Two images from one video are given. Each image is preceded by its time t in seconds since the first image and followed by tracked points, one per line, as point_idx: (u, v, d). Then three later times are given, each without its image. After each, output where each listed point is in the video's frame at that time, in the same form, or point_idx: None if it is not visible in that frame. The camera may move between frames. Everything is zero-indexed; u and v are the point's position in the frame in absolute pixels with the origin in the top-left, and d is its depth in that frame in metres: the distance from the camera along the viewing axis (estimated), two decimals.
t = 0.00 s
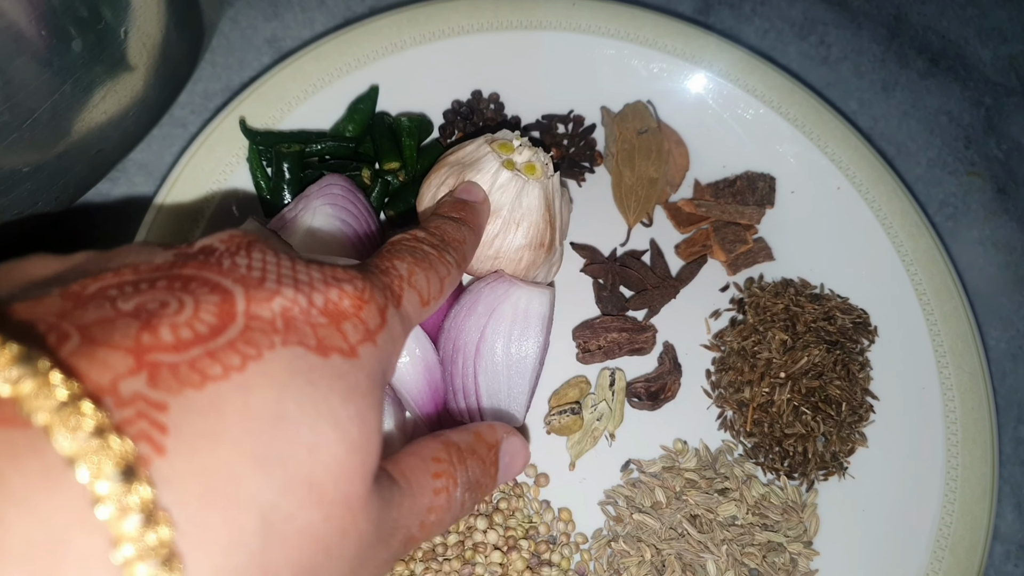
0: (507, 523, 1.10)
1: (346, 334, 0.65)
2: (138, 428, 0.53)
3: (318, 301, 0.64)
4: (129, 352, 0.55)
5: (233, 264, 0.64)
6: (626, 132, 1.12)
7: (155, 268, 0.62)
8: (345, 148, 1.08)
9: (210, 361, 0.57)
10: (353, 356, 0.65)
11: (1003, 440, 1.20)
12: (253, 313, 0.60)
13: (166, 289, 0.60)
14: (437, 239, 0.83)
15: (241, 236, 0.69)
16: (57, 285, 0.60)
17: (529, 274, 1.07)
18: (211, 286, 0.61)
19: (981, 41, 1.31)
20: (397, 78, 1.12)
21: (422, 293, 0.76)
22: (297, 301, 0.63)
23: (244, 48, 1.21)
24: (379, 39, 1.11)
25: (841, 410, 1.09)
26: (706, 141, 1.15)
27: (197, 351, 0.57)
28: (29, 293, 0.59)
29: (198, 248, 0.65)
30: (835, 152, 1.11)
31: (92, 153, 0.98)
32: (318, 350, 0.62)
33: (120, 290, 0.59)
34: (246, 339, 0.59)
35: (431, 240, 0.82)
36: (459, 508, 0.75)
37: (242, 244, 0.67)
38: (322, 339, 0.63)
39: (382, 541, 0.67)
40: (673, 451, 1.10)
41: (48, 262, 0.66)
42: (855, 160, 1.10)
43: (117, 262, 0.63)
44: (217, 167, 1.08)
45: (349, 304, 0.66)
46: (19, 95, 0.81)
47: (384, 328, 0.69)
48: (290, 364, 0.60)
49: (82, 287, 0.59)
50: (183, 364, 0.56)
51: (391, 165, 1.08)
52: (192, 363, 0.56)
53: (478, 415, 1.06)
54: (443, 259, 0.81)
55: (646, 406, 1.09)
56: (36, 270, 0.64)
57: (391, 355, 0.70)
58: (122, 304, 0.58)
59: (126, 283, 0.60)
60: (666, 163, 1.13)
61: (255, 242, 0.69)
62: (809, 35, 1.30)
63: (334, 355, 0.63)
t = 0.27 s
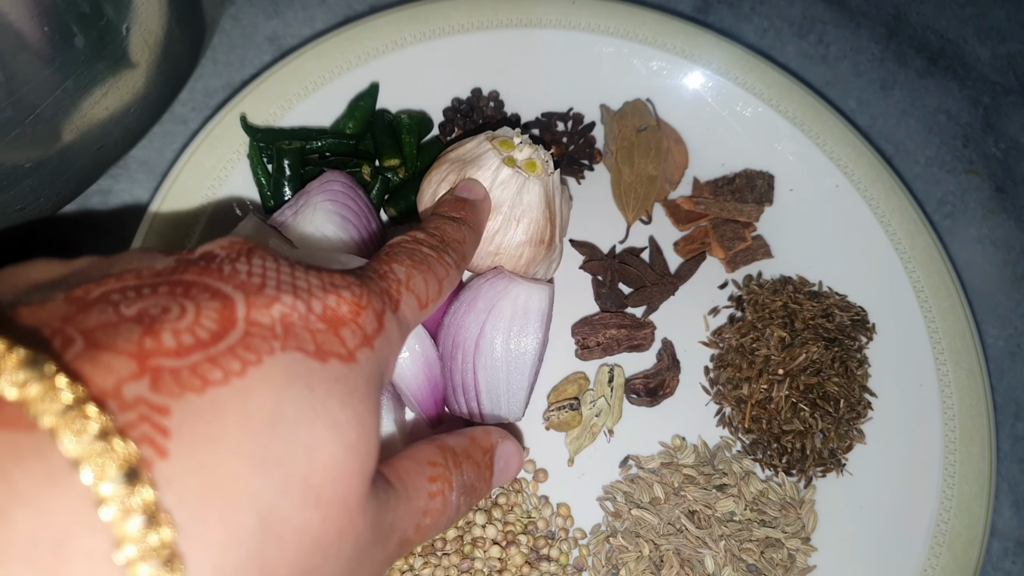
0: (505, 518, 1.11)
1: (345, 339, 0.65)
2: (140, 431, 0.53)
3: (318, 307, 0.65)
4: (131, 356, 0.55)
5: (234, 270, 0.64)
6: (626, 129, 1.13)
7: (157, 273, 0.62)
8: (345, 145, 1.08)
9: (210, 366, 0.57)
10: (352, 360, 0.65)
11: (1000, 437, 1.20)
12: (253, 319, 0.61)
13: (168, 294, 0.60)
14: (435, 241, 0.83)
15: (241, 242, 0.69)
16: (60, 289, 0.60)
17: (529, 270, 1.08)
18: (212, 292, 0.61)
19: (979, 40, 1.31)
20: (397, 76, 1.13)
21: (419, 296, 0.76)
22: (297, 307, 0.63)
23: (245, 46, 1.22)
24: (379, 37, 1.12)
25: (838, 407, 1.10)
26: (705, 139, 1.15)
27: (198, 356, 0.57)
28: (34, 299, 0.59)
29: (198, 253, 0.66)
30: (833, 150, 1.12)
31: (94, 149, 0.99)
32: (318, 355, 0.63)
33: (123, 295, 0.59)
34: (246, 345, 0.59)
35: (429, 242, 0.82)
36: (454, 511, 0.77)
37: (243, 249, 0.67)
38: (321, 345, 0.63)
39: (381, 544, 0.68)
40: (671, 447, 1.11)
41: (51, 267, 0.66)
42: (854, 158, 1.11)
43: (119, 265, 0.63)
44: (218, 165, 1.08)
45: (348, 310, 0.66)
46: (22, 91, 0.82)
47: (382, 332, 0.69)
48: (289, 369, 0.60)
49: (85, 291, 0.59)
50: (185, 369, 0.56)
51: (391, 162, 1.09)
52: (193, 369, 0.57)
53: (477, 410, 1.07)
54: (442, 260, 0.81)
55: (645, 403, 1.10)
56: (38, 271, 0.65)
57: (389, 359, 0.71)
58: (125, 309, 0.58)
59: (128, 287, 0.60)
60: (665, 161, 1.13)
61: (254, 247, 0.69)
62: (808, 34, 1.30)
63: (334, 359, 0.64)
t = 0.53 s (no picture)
0: (497, 521, 1.12)
1: (341, 332, 0.65)
2: (123, 465, 0.53)
3: (309, 301, 0.64)
4: (112, 378, 0.55)
5: (219, 264, 0.63)
6: (617, 132, 1.13)
7: (139, 270, 0.62)
8: (337, 148, 1.08)
9: (197, 381, 0.57)
10: (350, 354, 0.65)
11: (989, 438, 1.21)
12: (242, 321, 0.60)
13: (151, 297, 0.60)
14: (404, 184, 0.82)
15: (231, 229, 0.67)
16: (42, 291, 0.60)
17: (530, 271, 1.06)
18: (197, 293, 0.60)
19: (969, 43, 1.32)
20: (389, 80, 1.13)
21: (404, 258, 0.76)
22: (288, 304, 0.63)
23: (238, 50, 1.22)
24: (372, 41, 1.12)
25: (828, 408, 1.11)
26: (696, 142, 1.16)
27: (184, 371, 0.57)
28: (15, 300, 0.59)
29: (183, 245, 0.65)
30: (823, 153, 1.12)
31: (86, 152, 0.99)
32: (313, 355, 0.62)
33: (103, 301, 0.59)
34: (236, 352, 0.59)
35: (403, 191, 0.81)
36: (467, 503, 0.78)
37: (230, 236, 0.66)
38: (315, 342, 0.63)
39: (394, 554, 0.69)
40: (662, 449, 1.11)
41: (36, 258, 0.66)
42: (843, 160, 1.12)
43: (102, 262, 0.63)
44: (210, 168, 1.09)
45: (340, 299, 0.66)
46: (13, 95, 0.82)
47: (379, 318, 0.69)
48: (281, 375, 0.60)
49: (65, 297, 0.59)
50: (169, 385, 0.56)
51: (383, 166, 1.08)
52: (178, 384, 0.56)
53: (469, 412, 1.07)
54: (415, 204, 0.81)
55: (636, 405, 1.10)
56: (21, 271, 0.65)
57: (388, 349, 0.71)
58: (105, 318, 0.58)
59: (110, 291, 0.60)
60: (656, 164, 1.14)
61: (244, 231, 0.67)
62: (799, 37, 1.31)
63: (331, 356, 0.63)
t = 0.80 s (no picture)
0: (492, 521, 1.12)
1: (424, 474, 0.56)
2: None
3: (387, 434, 0.54)
4: (153, 545, 0.47)
5: (285, 385, 0.53)
6: (613, 135, 1.14)
7: (192, 392, 0.51)
8: (335, 150, 1.09)
9: (256, 547, 0.49)
10: (432, 507, 0.57)
11: (982, 440, 1.22)
12: (310, 464, 0.51)
13: (205, 430, 0.50)
14: (442, 290, 0.76)
15: (296, 334, 0.58)
16: (71, 415, 0.50)
17: (526, 273, 1.08)
18: (258, 424, 0.51)
19: (964, 47, 1.33)
20: (387, 82, 1.14)
21: (465, 368, 0.69)
22: (364, 441, 0.53)
23: (236, 52, 1.23)
24: (370, 43, 1.13)
25: (822, 410, 1.12)
26: (692, 145, 1.16)
27: (241, 534, 0.49)
28: (40, 428, 0.49)
29: (243, 355, 0.54)
30: (819, 156, 1.13)
31: (85, 153, 1.00)
32: (394, 511, 0.54)
33: (150, 431, 0.49)
34: (303, 509, 0.50)
35: (447, 302, 0.74)
36: None
37: (297, 347, 0.56)
38: (398, 490, 0.54)
39: None
40: (657, 450, 1.12)
41: (72, 367, 0.56)
42: (839, 163, 1.12)
43: (152, 374, 0.52)
44: (208, 169, 1.09)
45: (422, 430, 0.57)
46: (11, 97, 0.83)
47: (460, 455, 0.60)
48: (356, 537, 0.52)
49: (104, 424, 0.49)
50: (223, 553, 0.48)
51: (380, 168, 1.08)
52: (233, 552, 0.48)
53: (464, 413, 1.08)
54: (462, 309, 0.75)
55: (631, 405, 1.11)
56: (54, 377, 0.55)
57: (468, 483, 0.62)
58: (150, 458, 0.48)
59: (156, 419, 0.50)
60: (652, 167, 1.15)
61: (313, 340, 0.58)
62: (795, 41, 1.31)
63: (412, 510, 0.55)
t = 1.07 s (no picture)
0: (492, 521, 1.10)
1: None
2: None
3: None
4: None
5: None
6: (615, 137, 1.14)
7: None
8: (337, 149, 1.09)
9: None
10: None
11: (983, 443, 1.22)
12: None
13: None
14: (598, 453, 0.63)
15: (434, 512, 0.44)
16: None
17: (529, 274, 1.08)
18: None
19: (965, 51, 1.33)
20: (389, 82, 1.14)
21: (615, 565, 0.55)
22: None
23: (239, 52, 1.23)
24: (372, 44, 1.13)
25: (824, 412, 1.11)
26: (694, 147, 1.16)
27: None
28: None
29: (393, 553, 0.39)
30: (820, 159, 1.14)
31: (88, 151, 1.00)
32: None
33: None
34: None
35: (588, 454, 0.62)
36: None
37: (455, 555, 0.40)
38: None
39: None
40: (658, 451, 1.12)
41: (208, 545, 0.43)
42: (840, 166, 1.13)
43: None
44: (211, 168, 1.09)
45: None
46: (15, 95, 0.83)
47: None
48: None
49: None
50: None
51: (383, 167, 1.07)
52: None
53: (465, 413, 1.09)
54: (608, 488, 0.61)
55: (632, 407, 1.11)
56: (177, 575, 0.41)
57: None
58: None
59: None
60: (655, 168, 1.15)
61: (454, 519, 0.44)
62: (797, 43, 1.31)
63: None
